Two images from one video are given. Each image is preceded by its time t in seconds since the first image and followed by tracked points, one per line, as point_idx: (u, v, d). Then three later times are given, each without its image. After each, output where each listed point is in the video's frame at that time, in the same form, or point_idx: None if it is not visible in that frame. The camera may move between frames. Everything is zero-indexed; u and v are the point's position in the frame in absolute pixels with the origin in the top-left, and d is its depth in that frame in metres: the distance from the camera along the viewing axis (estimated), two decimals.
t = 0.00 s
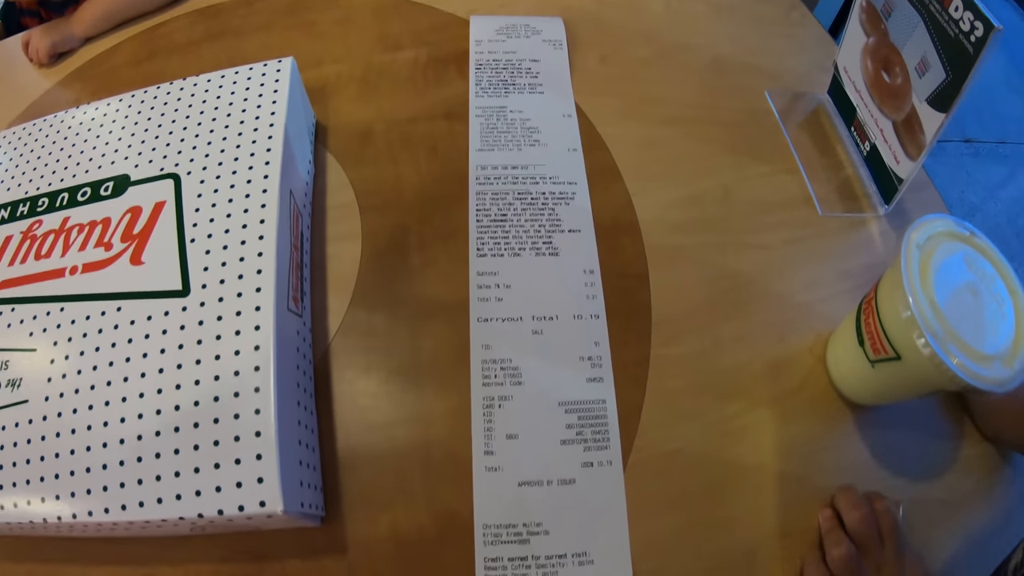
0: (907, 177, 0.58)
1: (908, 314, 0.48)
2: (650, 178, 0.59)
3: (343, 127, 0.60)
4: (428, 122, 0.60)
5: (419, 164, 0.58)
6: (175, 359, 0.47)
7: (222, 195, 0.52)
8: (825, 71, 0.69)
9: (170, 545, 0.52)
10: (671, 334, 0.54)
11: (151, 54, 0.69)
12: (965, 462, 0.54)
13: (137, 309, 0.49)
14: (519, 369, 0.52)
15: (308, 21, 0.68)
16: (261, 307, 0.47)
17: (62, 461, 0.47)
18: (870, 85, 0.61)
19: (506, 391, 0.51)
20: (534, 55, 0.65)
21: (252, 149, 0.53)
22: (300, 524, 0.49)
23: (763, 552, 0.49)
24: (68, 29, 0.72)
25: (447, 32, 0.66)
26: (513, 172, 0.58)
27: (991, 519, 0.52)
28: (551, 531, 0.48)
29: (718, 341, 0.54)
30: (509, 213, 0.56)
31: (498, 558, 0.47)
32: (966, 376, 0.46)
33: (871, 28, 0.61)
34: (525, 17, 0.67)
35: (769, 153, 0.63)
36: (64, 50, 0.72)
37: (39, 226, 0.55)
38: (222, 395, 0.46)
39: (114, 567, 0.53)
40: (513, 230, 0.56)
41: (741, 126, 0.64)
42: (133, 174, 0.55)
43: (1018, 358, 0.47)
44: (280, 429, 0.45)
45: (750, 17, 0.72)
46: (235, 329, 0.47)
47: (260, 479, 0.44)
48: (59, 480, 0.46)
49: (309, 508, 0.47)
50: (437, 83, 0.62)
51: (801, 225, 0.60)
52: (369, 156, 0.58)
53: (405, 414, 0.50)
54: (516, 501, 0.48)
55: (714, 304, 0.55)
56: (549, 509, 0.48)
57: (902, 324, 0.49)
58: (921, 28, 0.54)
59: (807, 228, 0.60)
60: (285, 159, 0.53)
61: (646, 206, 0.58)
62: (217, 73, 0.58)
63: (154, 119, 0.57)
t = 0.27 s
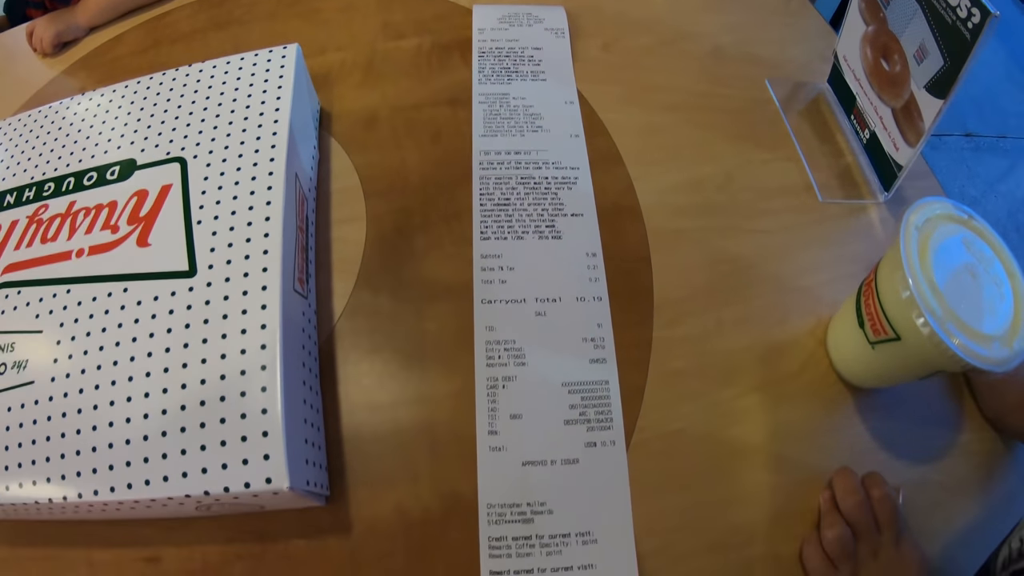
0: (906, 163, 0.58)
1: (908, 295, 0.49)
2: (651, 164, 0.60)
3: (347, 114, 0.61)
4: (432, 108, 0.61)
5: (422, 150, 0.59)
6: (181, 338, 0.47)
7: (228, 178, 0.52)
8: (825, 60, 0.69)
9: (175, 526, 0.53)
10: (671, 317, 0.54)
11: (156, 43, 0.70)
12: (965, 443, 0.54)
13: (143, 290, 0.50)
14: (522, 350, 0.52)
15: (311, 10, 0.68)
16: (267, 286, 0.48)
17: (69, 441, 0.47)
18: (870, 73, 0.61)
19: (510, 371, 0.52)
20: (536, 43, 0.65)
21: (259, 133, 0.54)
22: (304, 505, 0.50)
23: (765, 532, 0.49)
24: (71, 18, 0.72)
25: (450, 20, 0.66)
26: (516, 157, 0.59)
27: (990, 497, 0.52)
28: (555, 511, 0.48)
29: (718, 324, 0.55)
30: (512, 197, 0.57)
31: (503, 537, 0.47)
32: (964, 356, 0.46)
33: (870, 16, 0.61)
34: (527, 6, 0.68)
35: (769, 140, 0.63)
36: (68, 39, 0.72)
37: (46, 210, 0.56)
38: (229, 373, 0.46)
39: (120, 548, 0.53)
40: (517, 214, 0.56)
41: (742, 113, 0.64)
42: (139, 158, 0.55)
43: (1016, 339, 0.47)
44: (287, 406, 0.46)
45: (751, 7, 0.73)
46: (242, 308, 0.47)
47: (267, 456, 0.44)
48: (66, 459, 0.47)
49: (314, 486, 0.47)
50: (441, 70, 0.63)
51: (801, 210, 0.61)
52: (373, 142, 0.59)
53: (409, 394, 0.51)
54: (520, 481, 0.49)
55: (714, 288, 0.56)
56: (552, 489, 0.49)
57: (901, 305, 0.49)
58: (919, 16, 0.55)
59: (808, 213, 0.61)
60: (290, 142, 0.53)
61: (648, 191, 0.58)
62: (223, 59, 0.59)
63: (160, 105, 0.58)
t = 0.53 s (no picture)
0: (905, 147, 0.59)
1: (907, 272, 0.49)
2: (653, 147, 0.60)
3: (351, 98, 0.61)
4: (435, 93, 0.61)
5: (426, 133, 0.59)
6: (190, 315, 0.48)
7: (235, 159, 0.53)
8: (825, 47, 0.70)
9: (180, 505, 0.53)
10: (673, 298, 0.55)
11: (160, 30, 0.70)
12: (965, 420, 0.55)
13: (151, 268, 0.50)
14: (526, 328, 0.53)
15: None
16: (275, 263, 0.49)
17: (76, 418, 0.47)
18: (869, 59, 0.62)
19: (515, 348, 0.52)
20: (539, 30, 0.66)
21: (266, 115, 0.54)
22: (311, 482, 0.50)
23: (767, 508, 0.50)
24: (75, 7, 0.73)
25: (453, 7, 0.67)
26: (519, 140, 0.59)
27: (989, 472, 0.53)
28: (559, 486, 0.49)
29: (720, 303, 0.55)
30: (516, 178, 0.58)
31: (508, 512, 0.48)
32: (962, 332, 0.47)
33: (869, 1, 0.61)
34: None
35: (770, 124, 0.64)
36: (71, 28, 0.73)
37: (53, 193, 0.56)
38: (237, 348, 0.47)
39: (126, 528, 0.54)
40: (520, 195, 0.57)
41: (743, 98, 0.65)
42: (146, 141, 0.56)
43: (1014, 316, 0.48)
44: (295, 380, 0.46)
45: None
46: (250, 285, 0.48)
47: (274, 429, 0.45)
48: (73, 436, 0.47)
49: (320, 461, 0.48)
50: (444, 56, 0.63)
51: (802, 192, 0.61)
52: (377, 126, 0.60)
53: (416, 371, 0.51)
54: (525, 457, 0.50)
55: (716, 269, 0.56)
56: (557, 464, 0.49)
57: (900, 282, 0.50)
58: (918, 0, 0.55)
59: (809, 195, 0.61)
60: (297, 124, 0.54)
61: (649, 173, 0.59)
62: (228, 44, 0.59)
63: (166, 89, 0.58)
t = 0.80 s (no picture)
0: (902, 132, 0.59)
1: (904, 252, 0.50)
2: (652, 131, 0.61)
3: (353, 84, 0.62)
4: (436, 78, 0.62)
5: (428, 118, 0.60)
6: (195, 294, 0.49)
7: (239, 142, 0.54)
8: (822, 35, 0.71)
9: (184, 485, 0.53)
10: (672, 279, 0.56)
11: (163, 20, 0.71)
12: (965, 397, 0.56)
13: (157, 250, 0.51)
14: (527, 308, 0.54)
15: None
16: (279, 243, 0.50)
17: (81, 397, 0.48)
18: (866, 46, 0.62)
19: (516, 328, 0.53)
20: (539, 18, 0.67)
21: (269, 99, 0.55)
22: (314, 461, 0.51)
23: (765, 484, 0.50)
24: None
25: None
26: (518, 125, 0.60)
27: (985, 450, 0.54)
28: (561, 465, 0.49)
29: (718, 284, 0.56)
30: (516, 162, 0.58)
31: (510, 490, 0.49)
32: (960, 312, 0.48)
33: None
34: None
35: (768, 109, 0.65)
36: (73, 19, 0.74)
37: (57, 178, 0.57)
38: (242, 326, 0.47)
39: (130, 510, 0.54)
40: (521, 179, 0.58)
41: (741, 83, 0.65)
42: (150, 126, 0.56)
43: (1011, 295, 0.48)
44: (299, 357, 0.47)
45: None
46: (254, 265, 0.49)
47: (279, 405, 0.45)
48: (79, 415, 0.48)
49: (324, 438, 0.48)
50: (445, 43, 0.64)
51: (800, 176, 0.62)
52: (379, 112, 0.60)
53: (419, 351, 0.52)
54: (527, 435, 0.50)
55: (713, 251, 0.57)
56: (558, 442, 0.50)
57: (898, 260, 0.50)
58: None
59: (806, 179, 0.62)
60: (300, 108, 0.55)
61: (649, 157, 0.60)
62: (232, 31, 0.60)
63: (169, 75, 0.59)
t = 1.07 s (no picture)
0: (899, 113, 0.60)
1: (902, 225, 0.50)
2: (652, 112, 0.62)
3: (357, 67, 0.63)
4: (439, 60, 0.63)
5: (430, 99, 0.61)
6: (201, 267, 0.50)
7: (245, 120, 0.54)
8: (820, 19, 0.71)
9: (189, 460, 0.54)
10: (670, 255, 0.57)
11: (168, 6, 0.72)
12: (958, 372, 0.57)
13: (163, 225, 0.52)
14: (507, 289, 0.54)
15: None
16: (285, 216, 0.50)
17: (88, 369, 0.49)
18: (862, 28, 0.62)
19: (493, 309, 0.53)
20: (545, 6, 0.67)
21: (274, 79, 0.56)
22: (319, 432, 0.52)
23: (754, 458, 0.52)
24: None
25: None
26: (514, 110, 0.60)
27: (983, 424, 0.54)
28: (525, 447, 0.51)
29: (716, 260, 0.57)
30: (510, 145, 0.59)
31: (472, 467, 0.50)
32: (963, 283, 0.48)
33: None
34: None
35: (766, 90, 0.65)
36: (76, 6, 0.74)
37: (63, 158, 0.57)
38: (247, 297, 0.48)
39: (135, 485, 0.54)
40: (512, 162, 0.58)
41: (739, 66, 0.66)
42: (156, 106, 0.57)
43: (1007, 265, 0.49)
44: (304, 327, 0.48)
45: None
46: (260, 237, 0.50)
47: (283, 373, 0.46)
48: (85, 387, 0.49)
49: (328, 408, 0.49)
50: (447, 26, 0.65)
51: (798, 156, 0.62)
52: (382, 93, 0.61)
53: (423, 325, 0.53)
54: (497, 415, 0.51)
55: (713, 228, 0.58)
56: (525, 426, 0.51)
57: (894, 234, 0.51)
58: None
59: (804, 159, 0.62)
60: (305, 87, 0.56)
61: (649, 137, 0.61)
62: (236, 14, 0.61)
63: (174, 57, 0.60)
